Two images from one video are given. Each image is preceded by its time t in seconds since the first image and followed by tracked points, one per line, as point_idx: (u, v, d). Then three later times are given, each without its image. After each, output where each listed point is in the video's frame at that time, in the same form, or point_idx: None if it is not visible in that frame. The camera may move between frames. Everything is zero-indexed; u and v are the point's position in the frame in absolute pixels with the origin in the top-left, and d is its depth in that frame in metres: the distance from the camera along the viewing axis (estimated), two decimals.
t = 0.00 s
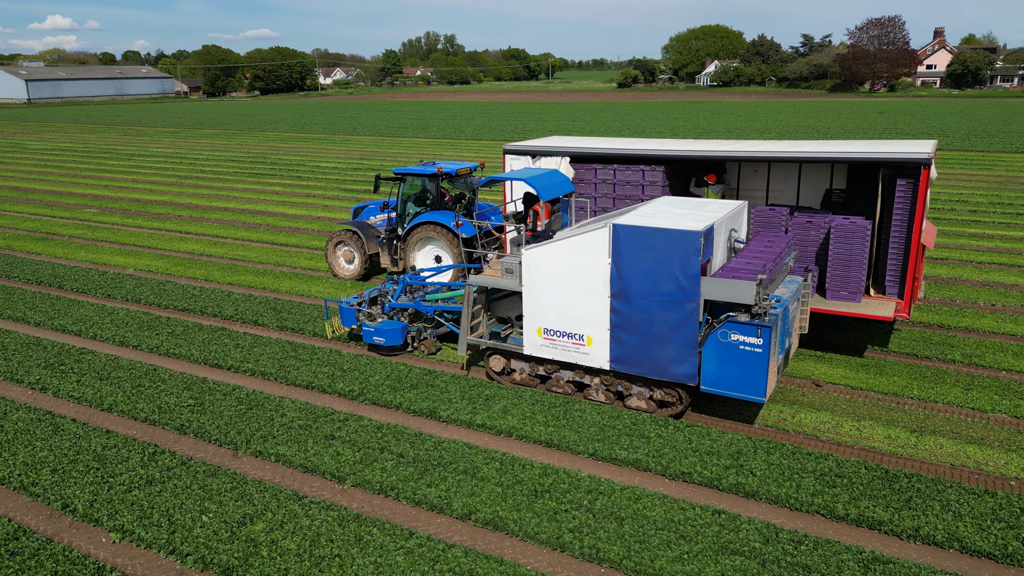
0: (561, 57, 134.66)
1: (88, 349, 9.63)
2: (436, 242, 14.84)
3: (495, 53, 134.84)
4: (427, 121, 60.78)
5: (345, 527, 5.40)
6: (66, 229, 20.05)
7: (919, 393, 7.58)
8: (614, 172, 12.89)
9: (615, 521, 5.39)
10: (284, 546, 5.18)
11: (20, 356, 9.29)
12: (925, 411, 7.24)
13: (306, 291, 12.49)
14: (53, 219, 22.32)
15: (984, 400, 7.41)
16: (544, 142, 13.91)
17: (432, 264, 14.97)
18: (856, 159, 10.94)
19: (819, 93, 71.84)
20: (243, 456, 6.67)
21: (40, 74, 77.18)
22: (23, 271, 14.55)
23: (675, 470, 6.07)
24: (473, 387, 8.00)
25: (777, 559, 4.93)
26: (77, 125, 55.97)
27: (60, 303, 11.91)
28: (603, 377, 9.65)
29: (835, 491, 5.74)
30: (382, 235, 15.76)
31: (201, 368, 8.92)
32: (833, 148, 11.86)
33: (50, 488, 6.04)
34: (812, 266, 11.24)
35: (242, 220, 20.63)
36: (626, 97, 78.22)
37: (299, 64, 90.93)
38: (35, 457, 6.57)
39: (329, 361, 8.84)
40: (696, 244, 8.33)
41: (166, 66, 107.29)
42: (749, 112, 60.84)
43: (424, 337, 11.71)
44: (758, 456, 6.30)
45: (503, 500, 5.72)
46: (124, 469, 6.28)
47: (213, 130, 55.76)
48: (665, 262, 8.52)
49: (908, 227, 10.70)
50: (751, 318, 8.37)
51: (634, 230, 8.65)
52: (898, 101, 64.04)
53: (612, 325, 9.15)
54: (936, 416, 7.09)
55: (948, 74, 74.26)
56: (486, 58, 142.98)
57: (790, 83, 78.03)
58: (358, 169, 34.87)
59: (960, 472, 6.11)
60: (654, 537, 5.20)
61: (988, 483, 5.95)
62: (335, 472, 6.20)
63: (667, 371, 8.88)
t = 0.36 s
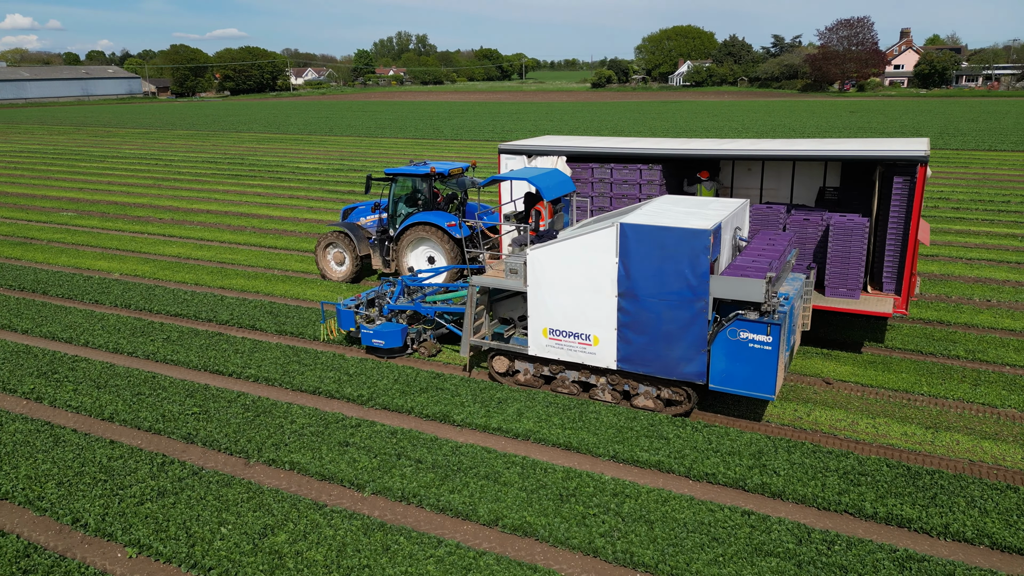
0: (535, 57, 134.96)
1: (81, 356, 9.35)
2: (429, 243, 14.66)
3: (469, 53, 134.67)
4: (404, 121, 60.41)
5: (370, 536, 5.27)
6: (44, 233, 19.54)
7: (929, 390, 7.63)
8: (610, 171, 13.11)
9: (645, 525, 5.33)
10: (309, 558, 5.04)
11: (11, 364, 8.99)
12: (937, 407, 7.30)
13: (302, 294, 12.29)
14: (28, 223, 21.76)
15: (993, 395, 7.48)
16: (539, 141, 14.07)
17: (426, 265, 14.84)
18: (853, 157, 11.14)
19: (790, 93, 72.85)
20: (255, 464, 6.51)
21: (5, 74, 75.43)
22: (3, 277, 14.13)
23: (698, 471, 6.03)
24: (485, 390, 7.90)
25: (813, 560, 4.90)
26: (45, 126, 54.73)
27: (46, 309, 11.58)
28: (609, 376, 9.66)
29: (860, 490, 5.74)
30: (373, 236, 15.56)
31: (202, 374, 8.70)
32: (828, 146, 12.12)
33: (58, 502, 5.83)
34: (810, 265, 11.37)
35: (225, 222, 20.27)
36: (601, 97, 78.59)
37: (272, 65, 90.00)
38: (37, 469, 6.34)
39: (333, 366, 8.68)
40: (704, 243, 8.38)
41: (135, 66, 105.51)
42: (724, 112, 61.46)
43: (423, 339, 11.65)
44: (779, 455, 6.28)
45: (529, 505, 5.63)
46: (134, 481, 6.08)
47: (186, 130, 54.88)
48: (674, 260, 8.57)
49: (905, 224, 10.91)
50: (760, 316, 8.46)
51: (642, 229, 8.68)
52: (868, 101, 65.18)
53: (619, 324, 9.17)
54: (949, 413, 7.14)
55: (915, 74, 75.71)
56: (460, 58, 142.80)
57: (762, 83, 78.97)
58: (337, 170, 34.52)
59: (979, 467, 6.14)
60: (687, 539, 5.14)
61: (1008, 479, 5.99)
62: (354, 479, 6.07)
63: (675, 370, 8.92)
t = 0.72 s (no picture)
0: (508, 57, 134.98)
1: (74, 364, 9.08)
2: (422, 244, 14.50)
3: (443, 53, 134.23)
4: (381, 122, 59.96)
5: (398, 546, 5.16)
6: (20, 237, 19.02)
7: (938, 386, 7.70)
8: (607, 170, 13.23)
9: (675, 527, 5.28)
10: (336, 570, 4.92)
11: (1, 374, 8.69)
12: (948, 403, 7.35)
13: (297, 298, 12.08)
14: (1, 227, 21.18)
15: (1001, 391, 7.56)
16: (535, 140, 14.18)
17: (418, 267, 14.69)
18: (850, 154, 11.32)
19: (763, 92, 73.69)
20: (269, 473, 6.35)
21: None
22: None
23: (722, 471, 6.00)
24: (495, 392, 7.80)
25: (848, 560, 4.88)
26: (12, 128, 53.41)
27: (31, 315, 11.23)
28: (614, 376, 9.67)
29: (885, 487, 5.75)
30: (364, 237, 15.35)
31: (203, 381, 8.49)
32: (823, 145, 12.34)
33: (67, 516, 5.62)
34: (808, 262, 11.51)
35: (208, 224, 19.89)
36: (576, 97, 78.77)
37: (243, 65, 88.83)
38: (41, 483, 6.11)
39: (339, 370, 8.52)
40: (713, 242, 8.40)
41: (102, 66, 103.53)
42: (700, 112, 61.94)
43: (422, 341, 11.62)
44: (800, 454, 6.27)
45: (556, 510, 5.55)
46: (145, 492, 5.90)
47: (159, 132, 53.91)
48: (682, 260, 8.59)
49: (902, 221, 11.14)
50: (768, 314, 8.45)
51: (649, 228, 8.69)
52: (839, 100, 66.17)
53: (626, 324, 9.18)
54: (960, 409, 7.20)
55: (883, 74, 77.05)
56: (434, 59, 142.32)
57: (735, 83, 79.81)
58: (316, 171, 34.14)
59: (997, 463, 6.19)
60: (719, 541, 5.10)
61: None
62: (374, 487, 5.94)
63: (683, 369, 8.97)
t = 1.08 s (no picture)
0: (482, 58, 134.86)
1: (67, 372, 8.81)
2: (415, 245, 14.35)
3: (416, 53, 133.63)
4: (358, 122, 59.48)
5: (426, 555, 5.05)
6: None
7: (946, 382, 7.76)
8: (603, 170, 13.30)
9: (706, 530, 5.23)
10: None
11: None
12: (958, 400, 7.41)
13: (292, 302, 11.88)
14: None
15: (1009, 386, 7.65)
16: (529, 140, 14.24)
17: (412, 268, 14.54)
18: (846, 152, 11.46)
19: (736, 92, 74.45)
20: (284, 482, 6.20)
21: None
22: None
23: (745, 472, 5.97)
24: (507, 395, 7.71)
25: (882, 560, 4.87)
26: None
27: (17, 323, 10.90)
28: (620, 376, 9.67)
29: (908, 485, 5.76)
30: (355, 239, 15.12)
31: (204, 389, 8.27)
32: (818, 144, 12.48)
33: (78, 531, 5.43)
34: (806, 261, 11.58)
35: (191, 227, 19.50)
36: (552, 98, 78.85)
37: (215, 65, 87.62)
38: (47, 497, 5.90)
39: (344, 375, 8.37)
40: (720, 240, 8.42)
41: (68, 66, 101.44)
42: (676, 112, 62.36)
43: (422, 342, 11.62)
44: (820, 453, 6.27)
45: (583, 515, 5.47)
46: (157, 505, 5.72)
47: (130, 133, 52.91)
48: (689, 259, 8.59)
49: (898, 218, 11.31)
50: (775, 312, 8.55)
51: (655, 227, 8.67)
52: (811, 100, 67.03)
53: (632, 324, 9.17)
54: (971, 405, 7.26)
55: (853, 74, 78.22)
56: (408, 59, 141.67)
57: (708, 83, 80.47)
58: (294, 172, 33.68)
59: (1013, 458, 6.25)
60: (752, 543, 5.06)
61: None
62: (394, 494, 5.82)
63: (691, 368, 8.98)
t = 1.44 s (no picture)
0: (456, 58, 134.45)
1: (60, 381, 8.55)
2: (408, 246, 14.21)
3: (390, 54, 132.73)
4: (334, 123, 58.93)
5: (454, 564, 4.95)
6: None
7: (953, 378, 7.84)
8: (598, 170, 13.41)
9: (736, 532, 5.20)
10: None
11: None
12: (966, 396, 7.48)
13: (288, 306, 11.68)
14: None
15: (1014, 381, 7.74)
16: (522, 139, 14.28)
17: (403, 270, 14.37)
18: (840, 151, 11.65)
19: (710, 92, 75.03)
20: (298, 491, 6.05)
21: None
22: None
23: (767, 472, 5.95)
24: (518, 398, 7.62)
25: (914, 558, 4.87)
26: None
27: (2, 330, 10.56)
28: (624, 376, 9.65)
29: (929, 482, 5.78)
30: (345, 240, 14.90)
31: (206, 396, 8.07)
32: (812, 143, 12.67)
33: (89, 547, 5.24)
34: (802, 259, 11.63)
35: (174, 231, 19.12)
36: (528, 98, 78.83)
37: (184, 65, 86.26)
38: (53, 511, 5.69)
39: (350, 380, 8.22)
40: (727, 240, 8.44)
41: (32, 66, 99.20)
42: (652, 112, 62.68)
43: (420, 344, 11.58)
44: (839, 452, 6.27)
45: (610, 519, 5.40)
46: (170, 517, 5.55)
47: (100, 134, 51.82)
48: (695, 257, 8.59)
49: (892, 215, 11.48)
50: (780, 310, 8.59)
51: (661, 226, 8.66)
52: (784, 100, 67.82)
53: (637, 324, 9.16)
54: (980, 401, 7.33)
55: (824, 74, 79.34)
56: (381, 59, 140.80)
57: (682, 83, 80.99)
58: (272, 174, 33.22)
59: None
60: (782, 544, 5.03)
61: None
62: (415, 501, 5.71)
63: (697, 367, 8.99)
